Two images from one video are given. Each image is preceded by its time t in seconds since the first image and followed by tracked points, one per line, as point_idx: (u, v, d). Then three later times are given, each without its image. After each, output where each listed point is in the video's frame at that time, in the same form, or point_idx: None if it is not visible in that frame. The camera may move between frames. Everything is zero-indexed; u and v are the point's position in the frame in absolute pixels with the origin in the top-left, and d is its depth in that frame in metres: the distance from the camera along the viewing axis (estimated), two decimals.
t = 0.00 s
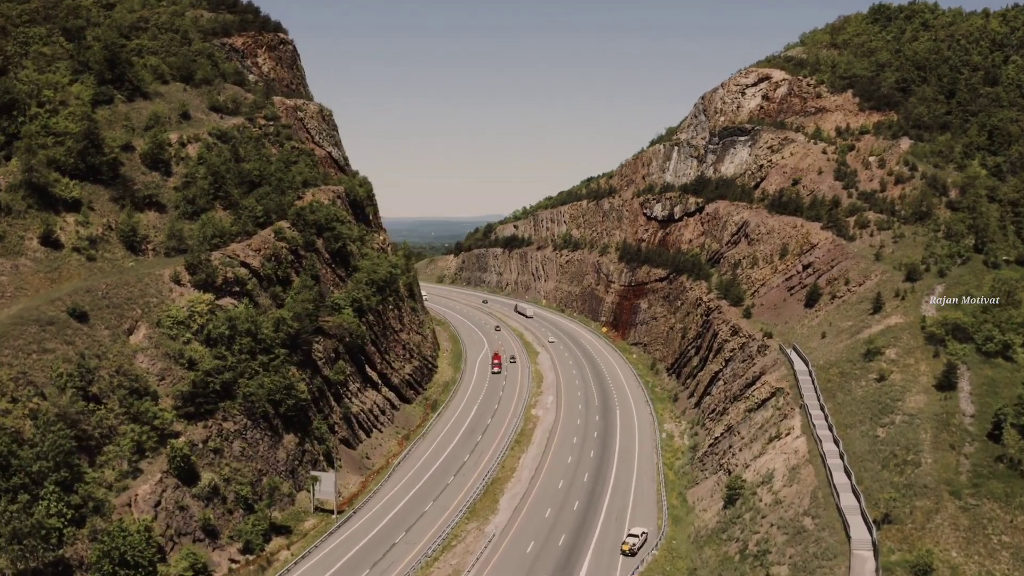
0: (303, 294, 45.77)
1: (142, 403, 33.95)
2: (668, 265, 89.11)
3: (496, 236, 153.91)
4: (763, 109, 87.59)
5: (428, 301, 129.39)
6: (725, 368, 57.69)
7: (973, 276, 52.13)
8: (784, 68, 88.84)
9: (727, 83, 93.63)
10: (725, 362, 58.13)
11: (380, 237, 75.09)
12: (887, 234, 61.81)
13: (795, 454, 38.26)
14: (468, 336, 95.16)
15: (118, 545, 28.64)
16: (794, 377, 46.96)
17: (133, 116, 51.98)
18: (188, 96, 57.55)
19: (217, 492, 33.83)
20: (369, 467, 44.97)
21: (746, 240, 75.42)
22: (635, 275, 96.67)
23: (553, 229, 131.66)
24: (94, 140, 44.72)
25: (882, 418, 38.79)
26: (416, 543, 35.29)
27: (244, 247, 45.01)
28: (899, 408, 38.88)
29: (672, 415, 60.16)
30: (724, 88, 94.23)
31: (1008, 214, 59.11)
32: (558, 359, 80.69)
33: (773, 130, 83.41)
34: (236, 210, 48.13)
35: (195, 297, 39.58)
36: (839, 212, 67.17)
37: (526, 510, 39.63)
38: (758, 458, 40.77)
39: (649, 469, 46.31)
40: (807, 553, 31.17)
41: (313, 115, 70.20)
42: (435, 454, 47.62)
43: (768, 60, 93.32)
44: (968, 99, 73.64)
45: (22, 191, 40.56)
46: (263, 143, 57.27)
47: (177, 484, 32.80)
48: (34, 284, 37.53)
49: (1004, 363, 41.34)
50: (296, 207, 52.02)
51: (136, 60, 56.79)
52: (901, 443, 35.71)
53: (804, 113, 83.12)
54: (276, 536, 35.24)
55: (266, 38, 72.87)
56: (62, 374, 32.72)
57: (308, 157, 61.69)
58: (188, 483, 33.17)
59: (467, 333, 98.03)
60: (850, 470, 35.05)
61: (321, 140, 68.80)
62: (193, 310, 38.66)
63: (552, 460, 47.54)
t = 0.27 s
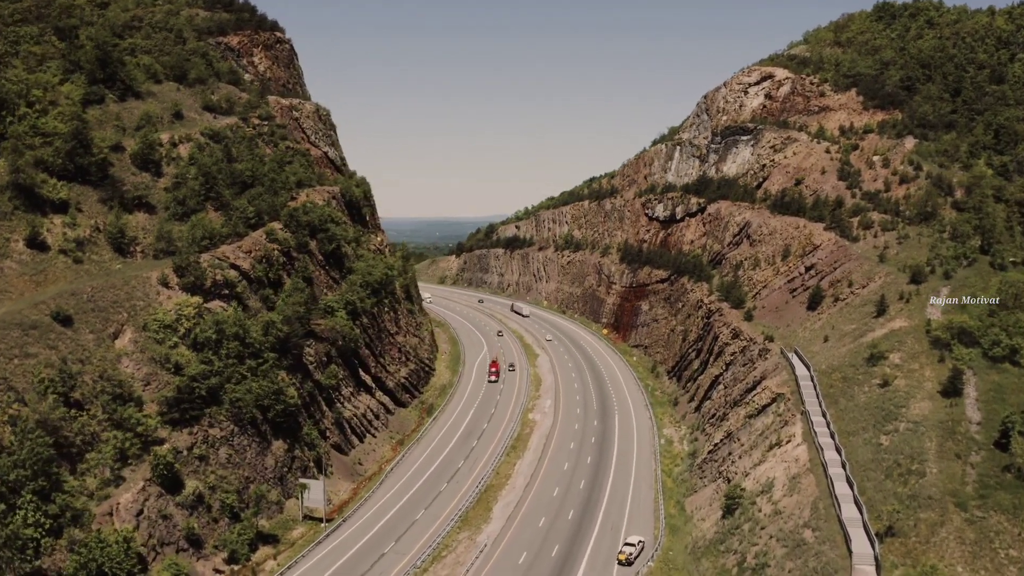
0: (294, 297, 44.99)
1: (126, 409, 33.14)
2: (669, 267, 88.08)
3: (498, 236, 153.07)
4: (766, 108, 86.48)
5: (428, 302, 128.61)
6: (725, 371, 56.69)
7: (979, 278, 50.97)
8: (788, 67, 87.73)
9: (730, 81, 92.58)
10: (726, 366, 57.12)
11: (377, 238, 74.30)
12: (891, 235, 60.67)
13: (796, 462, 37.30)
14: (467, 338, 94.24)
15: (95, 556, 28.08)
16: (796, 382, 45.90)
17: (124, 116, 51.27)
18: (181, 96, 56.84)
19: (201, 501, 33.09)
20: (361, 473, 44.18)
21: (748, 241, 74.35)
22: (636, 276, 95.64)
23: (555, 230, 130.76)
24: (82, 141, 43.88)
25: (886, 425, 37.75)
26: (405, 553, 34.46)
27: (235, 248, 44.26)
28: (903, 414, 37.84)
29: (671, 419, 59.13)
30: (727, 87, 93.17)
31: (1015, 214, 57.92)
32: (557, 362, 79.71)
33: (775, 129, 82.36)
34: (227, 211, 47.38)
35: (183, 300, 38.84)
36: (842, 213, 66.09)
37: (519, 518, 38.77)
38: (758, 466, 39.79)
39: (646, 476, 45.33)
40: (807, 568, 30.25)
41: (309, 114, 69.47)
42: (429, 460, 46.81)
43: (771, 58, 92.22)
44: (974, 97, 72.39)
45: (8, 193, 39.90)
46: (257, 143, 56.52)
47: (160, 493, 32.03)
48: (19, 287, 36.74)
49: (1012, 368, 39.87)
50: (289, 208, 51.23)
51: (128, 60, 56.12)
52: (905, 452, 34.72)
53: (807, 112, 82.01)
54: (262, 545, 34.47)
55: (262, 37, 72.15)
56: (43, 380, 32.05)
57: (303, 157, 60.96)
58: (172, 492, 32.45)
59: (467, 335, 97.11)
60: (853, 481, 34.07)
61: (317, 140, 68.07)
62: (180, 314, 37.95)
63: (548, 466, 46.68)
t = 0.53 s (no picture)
0: (286, 300, 44.18)
1: (109, 416, 32.41)
2: (671, 268, 87.03)
3: (499, 237, 152.16)
4: (769, 107, 85.36)
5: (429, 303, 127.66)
6: (726, 376, 55.64)
7: (986, 281, 49.83)
8: (791, 65, 86.62)
9: (733, 80, 91.48)
10: (727, 370, 56.08)
11: (375, 239, 73.49)
12: (896, 236, 59.53)
13: (797, 471, 36.31)
14: (467, 340, 93.31)
15: (72, 568, 27.31)
16: (798, 388, 44.87)
17: (116, 116, 50.54)
18: (175, 95, 56.12)
19: (186, 509, 32.35)
20: (353, 480, 43.38)
21: (750, 242, 73.25)
22: (638, 277, 94.58)
23: (557, 230, 129.84)
24: (71, 141, 43.05)
25: (890, 433, 36.74)
26: (395, 564, 33.67)
27: (225, 250, 43.51)
28: (908, 422, 36.81)
29: (672, 424, 58.09)
30: (730, 86, 92.06)
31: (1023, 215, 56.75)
32: (557, 364, 78.71)
33: (779, 128, 81.27)
34: (218, 212, 46.63)
35: (170, 303, 38.09)
36: (846, 213, 65.02)
37: (513, 528, 37.95)
38: (758, 475, 38.79)
39: (644, 484, 44.37)
40: None
41: (306, 114, 68.70)
42: (422, 466, 45.99)
43: (774, 57, 91.08)
44: (980, 96, 71.13)
45: None
46: (251, 142, 55.76)
47: (143, 502, 31.27)
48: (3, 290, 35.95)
49: (1019, 373, 38.98)
50: (282, 209, 50.48)
51: (121, 59, 55.40)
52: (910, 461, 33.74)
53: (811, 110, 80.84)
54: (249, 554, 33.70)
55: (259, 35, 71.41)
56: (24, 386, 31.14)
57: (298, 158, 60.22)
58: (155, 500, 31.69)
59: (467, 337, 96.21)
60: (855, 491, 33.11)
61: (314, 140, 67.31)
62: (167, 317, 37.19)
63: (544, 473, 45.80)
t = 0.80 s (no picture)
0: (276, 303, 43.27)
1: (89, 424, 31.51)
2: (674, 269, 85.77)
3: (502, 238, 151.14)
4: (774, 106, 84.00)
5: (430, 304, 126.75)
6: (728, 381, 54.41)
7: (995, 284, 48.41)
8: (796, 63, 85.28)
9: (737, 79, 90.17)
10: (729, 375, 54.85)
11: (372, 241, 72.59)
12: (903, 237, 58.12)
13: (799, 483, 35.11)
14: (467, 342, 92.23)
15: None
16: (801, 394, 43.63)
17: (106, 116, 49.76)
18: (167, 95, 55.34)
19: (167, 520, 31.47)
20: (344, 488, 42.44)
21: (753, 243, 71.94)
22: (641, 279, 93.35)
23: (560, 231, 128.80)
24: (58, 141, 42.27)
25: (896, 443, 35.49)
26: None
27: (214, 253, 42.66)
28: (915, 432, 35.54)
29: (672, 430, 56.84)
30: (734, 84, 90.72)
31: None
32: (558, 368, 77.53)
33: (783, 128, 79.95)
34: (208, 214, 45.77)
35: (156, 307, 37.22)
36: (851, 214, 63.70)
37: (506, 539, 36.94)
38: (759, 486, 37.61)
39: (643, 493, 43.20)
40: None
41: (302, 113, 67.88)
42: (416, 473, 45.02)
43: (779, 55, 89.72)
44: (988, 94, 69.56)
45: None
46: (244, 143, 54.92)
47: (122, 512, 30.38)
48: None
49: None
50: (275, 210, 49.61)
51: (113, 58, 54.65)
52: (916, 474, 32.51)
53: (816, 109, 79.43)
54: (233, 566, 32.78)
55: (256, 34, 70.62)
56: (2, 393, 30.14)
57: (293, 158, 59.36)
58: (135, 511, 30.79)
59: (467, 339, 95.10)
60: (859, 506, 31.90)
61: (310, 140, 66.47)
62: (152, 322, 36.33)
63: (540, 481, 44.73)
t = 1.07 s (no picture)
0: (267, 306, 42.44)
1: (72, 431, 30.66)
2: (676, 271, 84.69)
3: (505, 238, 150.22)
4: (778, 105, 82.83)
5: (432, 306, 125.88)
6: (730, 386, 53.35)
7: (1004, 287, 47.23)
8: (801, 62, 84.12)
9: (741, 78, 89.02)
10: (731, 380, 53.79)
11: (371, 242, 71.82)
12: (909, 239, 56.92)
13: (802, 494, 34.12)
14: (467, 344, 91.31)
15: None
16: (804, 401, 42.56)
17: (98, 115, 49.09)
18: (161, 95, 54.67)
19: (151, 530, 30.72)
20: (336, 495, 41.67)
21: (757, 245, 70.81)
22: (643, 280, 92.29)
23: (563, 231, 127.87)
24: (47, 141, 41.65)
25: (902, 452, 34.45)
26: None
27: (205, 255, 41.92)
28: (922, 441, 34.48)
29: (673, 436, 55.79)
30: (738, 83, 89.56)
31: None
32: (558, 370, 76.49)
33: (787, 127, 78.79)
34: (200, 215, 45.04)
35: (143, 310, 36.48)
36: (856, 215, 62.58)
37: (499, 550, 36.10)
38: (760, 496, 36.63)
39: (642, 501, 42.25)
40: None
41: (300, 113, 67.13)
42: (410, 480, 44.20)
43: (783, 54, 88.52)
44: (996, 92, 68.19)
45: None
46: (239, 143, 54.19)
47: (105, 522, 29.63)
48: None
49: None
50: (268, 211, 48.88)
51: (106, 57, 53.99)
52: (923, 485, 31.49)
53: (820, 108, 78.21)
54: None
55: (253, 33, 69.92)
56: None
57: (289, 158, 58.62)
58: (118, 521, 30.04)
59: (467, 341, 94.19)
60: (863, 519, 30.91)
61: (308, 139, 65.74)
62: (139, 325, 35.60)
63: (537, 488, 43.84)
